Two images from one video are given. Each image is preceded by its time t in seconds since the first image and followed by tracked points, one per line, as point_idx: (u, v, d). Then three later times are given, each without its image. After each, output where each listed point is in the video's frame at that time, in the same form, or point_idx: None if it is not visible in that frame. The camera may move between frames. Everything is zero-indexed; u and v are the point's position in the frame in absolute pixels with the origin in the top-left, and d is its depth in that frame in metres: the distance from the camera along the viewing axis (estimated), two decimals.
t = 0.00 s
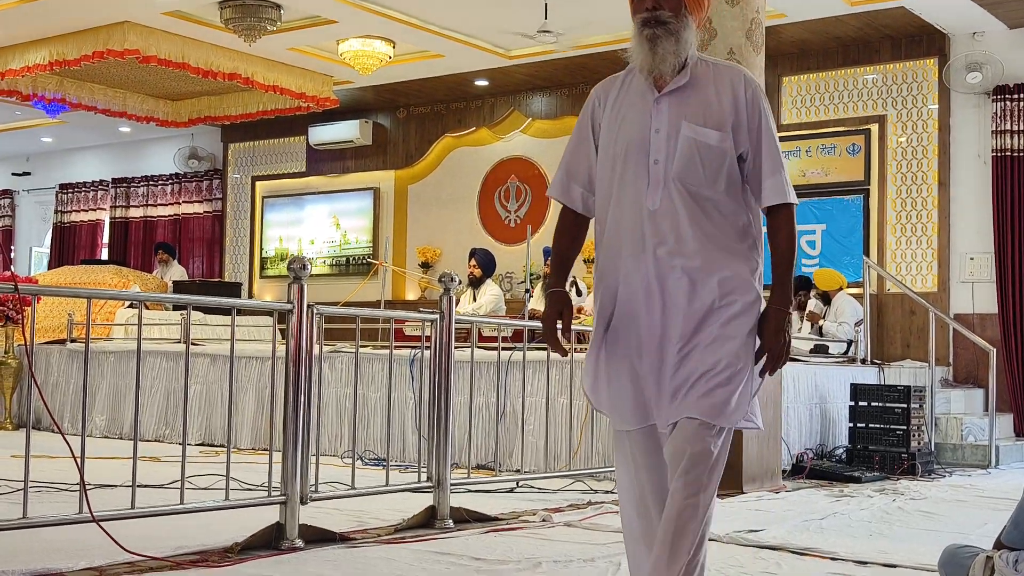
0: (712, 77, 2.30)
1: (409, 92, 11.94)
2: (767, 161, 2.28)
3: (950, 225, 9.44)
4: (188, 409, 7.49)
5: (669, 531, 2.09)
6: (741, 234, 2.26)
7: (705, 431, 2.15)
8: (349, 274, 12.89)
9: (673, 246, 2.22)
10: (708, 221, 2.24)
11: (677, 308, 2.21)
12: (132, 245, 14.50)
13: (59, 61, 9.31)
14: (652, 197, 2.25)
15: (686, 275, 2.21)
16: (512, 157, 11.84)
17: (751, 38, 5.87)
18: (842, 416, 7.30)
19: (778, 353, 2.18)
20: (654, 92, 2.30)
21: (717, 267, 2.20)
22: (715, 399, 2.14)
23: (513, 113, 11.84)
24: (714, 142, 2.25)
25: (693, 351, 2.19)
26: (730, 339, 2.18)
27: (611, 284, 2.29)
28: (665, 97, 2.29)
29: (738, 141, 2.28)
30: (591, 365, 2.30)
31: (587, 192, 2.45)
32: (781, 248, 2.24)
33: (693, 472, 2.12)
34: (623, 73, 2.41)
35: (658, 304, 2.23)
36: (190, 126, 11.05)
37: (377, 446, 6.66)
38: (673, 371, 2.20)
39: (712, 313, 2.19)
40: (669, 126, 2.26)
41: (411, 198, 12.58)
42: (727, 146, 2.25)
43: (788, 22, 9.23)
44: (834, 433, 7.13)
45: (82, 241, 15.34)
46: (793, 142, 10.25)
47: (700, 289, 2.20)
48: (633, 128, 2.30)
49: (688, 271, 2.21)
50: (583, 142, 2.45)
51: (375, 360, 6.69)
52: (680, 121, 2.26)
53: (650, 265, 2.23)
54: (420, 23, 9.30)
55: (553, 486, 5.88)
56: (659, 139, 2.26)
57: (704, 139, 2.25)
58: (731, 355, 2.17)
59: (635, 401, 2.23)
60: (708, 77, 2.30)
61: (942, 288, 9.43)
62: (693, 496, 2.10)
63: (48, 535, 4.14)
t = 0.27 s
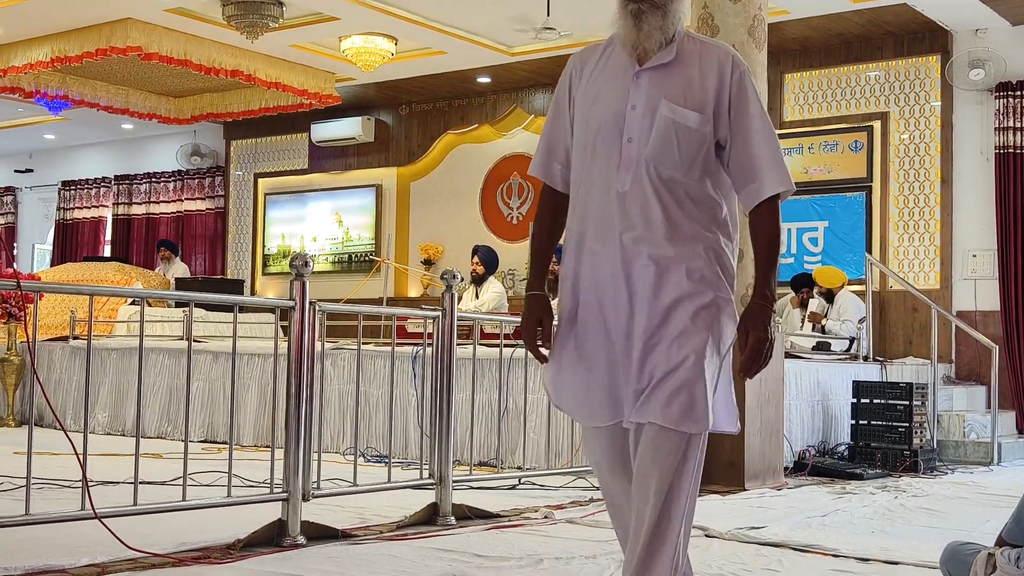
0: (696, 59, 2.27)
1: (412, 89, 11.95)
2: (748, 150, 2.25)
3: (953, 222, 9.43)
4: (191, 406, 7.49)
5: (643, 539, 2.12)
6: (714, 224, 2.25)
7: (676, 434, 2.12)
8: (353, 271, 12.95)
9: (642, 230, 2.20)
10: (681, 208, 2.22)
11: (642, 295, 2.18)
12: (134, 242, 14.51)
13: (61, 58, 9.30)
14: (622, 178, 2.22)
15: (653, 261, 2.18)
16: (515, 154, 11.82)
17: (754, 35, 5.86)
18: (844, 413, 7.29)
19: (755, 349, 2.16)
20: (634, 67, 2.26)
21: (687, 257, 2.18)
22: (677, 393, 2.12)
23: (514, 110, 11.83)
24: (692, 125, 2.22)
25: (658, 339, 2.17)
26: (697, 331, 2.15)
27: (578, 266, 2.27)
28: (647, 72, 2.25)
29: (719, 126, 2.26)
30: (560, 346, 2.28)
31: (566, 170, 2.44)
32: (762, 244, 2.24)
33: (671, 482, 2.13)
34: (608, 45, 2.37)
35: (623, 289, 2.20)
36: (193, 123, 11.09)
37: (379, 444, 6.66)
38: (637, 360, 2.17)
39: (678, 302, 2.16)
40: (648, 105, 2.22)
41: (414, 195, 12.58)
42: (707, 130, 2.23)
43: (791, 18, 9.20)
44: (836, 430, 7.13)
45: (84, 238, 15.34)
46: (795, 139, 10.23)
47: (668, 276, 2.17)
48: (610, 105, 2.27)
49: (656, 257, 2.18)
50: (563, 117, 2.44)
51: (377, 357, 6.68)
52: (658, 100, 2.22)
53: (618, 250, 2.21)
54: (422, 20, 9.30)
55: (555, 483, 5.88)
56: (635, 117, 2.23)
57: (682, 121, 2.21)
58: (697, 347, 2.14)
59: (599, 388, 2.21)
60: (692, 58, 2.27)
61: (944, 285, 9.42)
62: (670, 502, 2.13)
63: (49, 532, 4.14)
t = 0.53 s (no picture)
0: (667, 32, 1.99)
1: (413, 87, 11.94)
2: (723, 130, 1.94)
3: (954, 219, 9.43)
4: (192, 404, 7.50)
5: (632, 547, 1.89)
6: (685, 214, 1.95)
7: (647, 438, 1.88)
8: (354, 269, 12.97)
9: (604, 215, 1.93)
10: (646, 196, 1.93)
11: (605, 286, 1.90)
12: (136, 240, 14.52)
13: (63, 55, 9.30)
14: (583, 159, 1.95)
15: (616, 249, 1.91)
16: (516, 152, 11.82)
17: (755, 33, 5.85)
18: (846, 411, 7.29)
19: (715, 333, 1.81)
20: (600, 45, 1.99)
21: (652, 247, 1.91)
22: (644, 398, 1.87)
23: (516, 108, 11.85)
24: (659, 106, 1.93)
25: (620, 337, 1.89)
26: (667, 328, 1.88)
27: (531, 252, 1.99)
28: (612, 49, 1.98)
29: (690, 105, 1.97)
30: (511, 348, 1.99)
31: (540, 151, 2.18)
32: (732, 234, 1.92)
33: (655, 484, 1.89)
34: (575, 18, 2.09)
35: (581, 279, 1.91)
36: (194, 121, 11.08)
37: (381, 441, 6.67)
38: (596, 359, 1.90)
39: (644, 296, 1.89)
40: (612, 84, 1.95)
41: (415, 193, 12.57)
42: (675, 109, 1.94)
43: (793, 16, 9.19)
44: (837, 427, 7.13)
45: (86, 235, 15.35)
46: (797, 137, 10.23)
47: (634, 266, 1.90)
48: (571, 84, 2.00)
49: (620, 244, 1.91)
50: (529, 90, 2.16)
51: (379, 355, 6.69)
52: (624, 78, 1.95)
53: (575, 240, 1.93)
54: (423, 17, 9.29)
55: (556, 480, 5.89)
56: (600, 92, 1.95)
57: (647, 99, 1.93)
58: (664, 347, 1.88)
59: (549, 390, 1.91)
60: (664, 32, 1.99)
61: (946, 282, 9.40)
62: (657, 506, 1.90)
63: (51, 530, 4.15)
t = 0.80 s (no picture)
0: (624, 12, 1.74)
1: (414, 85, 11.93)
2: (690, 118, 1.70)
3: (955, 218, 9.42)
4: (193, 402, 7.51)
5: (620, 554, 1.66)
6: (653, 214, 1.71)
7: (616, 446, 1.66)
8: (355, 267, 12.99)
9: (565, 212, 1.68)
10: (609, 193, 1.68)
11: (568, 294, 1.67)
12: (137, 238, 14.53)
13: (63, 54, 9.28)
14: (541, 155, 1.70)
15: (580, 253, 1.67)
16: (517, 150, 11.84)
17: (756, 31, 5.86)
18: (847, 409, 7.29)
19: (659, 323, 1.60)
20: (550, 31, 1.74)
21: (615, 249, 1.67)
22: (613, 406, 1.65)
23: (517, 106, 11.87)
24: (616, 94, 1.69)
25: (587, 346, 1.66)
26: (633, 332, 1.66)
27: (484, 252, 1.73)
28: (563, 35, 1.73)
29: (649, 88, 1.71)
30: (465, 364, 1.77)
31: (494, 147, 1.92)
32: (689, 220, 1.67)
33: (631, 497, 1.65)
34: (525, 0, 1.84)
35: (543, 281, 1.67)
36: (195, 119, 11.08)
37: (382, 439, 6.68)
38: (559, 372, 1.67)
39: (609, 297, 1.66)
40: (565, 73, 1.70)
41: (416, 191, 12.57)
42: (635, 96, 1.70)
43: (793, 14, 9.18)
44: (838, 426, 7.12)
45: (87, 234, 15.36)
46: (798, 136, 10.21)
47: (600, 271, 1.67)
48: (519, 75, 1.75)
49: (582, 243, 1.67)
50: (478, 85, 1.90)
51: (380, 353, 6.70)
52: (578, 66, 1.70)
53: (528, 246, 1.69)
54: (424, 15, 9.28)
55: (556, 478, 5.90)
56: (555, 82, 1.70)
57: (606, 88, 1.69)
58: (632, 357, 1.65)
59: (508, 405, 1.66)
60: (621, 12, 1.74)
61: (947, 281, 9.40)
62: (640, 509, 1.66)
63: (52, 528, 4.15)
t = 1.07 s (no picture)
0: None
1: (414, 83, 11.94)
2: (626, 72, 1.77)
3: (954, 216, 9.42)
4: (192, 401, 7.50)
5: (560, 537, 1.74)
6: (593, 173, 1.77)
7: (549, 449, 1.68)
8: (354, 266, 13.02)
9: (506, 178, 1.73)
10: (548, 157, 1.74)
11: (505, 269, 1.72)
12: (136, 236, 14.53)
13: (62, 52, 9.28)
14: (476, 121, 1.75)
15: (517, 222, 1.73)
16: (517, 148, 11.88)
17: (755, 29, 5.85)
18: (846, 407, 7.29)
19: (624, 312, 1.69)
20: None
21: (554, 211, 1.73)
22: (549, 394, 1.68)
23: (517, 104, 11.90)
24: (550, 49, 1.75)
25: (522, 324, 1.70)
26: (570, 316, 1.70)
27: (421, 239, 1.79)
28: None
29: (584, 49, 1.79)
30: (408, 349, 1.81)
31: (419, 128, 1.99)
32: (646, 189, 1.75)
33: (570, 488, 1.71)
34: None
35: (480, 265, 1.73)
36: (194, 117, 11.07)
37: (381, 438, 6.67)
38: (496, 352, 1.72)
39: (550, 270, 1.71)
40: (497, 34, 1.76)
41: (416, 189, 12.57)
42: (571, 51, 1.77)
43: (793, 12, 9.17)
44: (837, 424, 7.12)
45: (86, 232, 15.35)
46: (796, 134, 10.22)
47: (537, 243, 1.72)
48: (452, 42, 1.80)
49: (523, 210, 1.73)
50: (406, 62, 1.96)
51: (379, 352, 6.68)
52: (509, 24, 1.76)
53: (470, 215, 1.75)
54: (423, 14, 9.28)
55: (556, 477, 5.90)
56: (484, 45, 1.76)
57: (538, 41, 1.75)
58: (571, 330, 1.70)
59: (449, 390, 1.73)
60: None
61: (946, 278, 9.40)
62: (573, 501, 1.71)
63: (51, 527, 4.15)
